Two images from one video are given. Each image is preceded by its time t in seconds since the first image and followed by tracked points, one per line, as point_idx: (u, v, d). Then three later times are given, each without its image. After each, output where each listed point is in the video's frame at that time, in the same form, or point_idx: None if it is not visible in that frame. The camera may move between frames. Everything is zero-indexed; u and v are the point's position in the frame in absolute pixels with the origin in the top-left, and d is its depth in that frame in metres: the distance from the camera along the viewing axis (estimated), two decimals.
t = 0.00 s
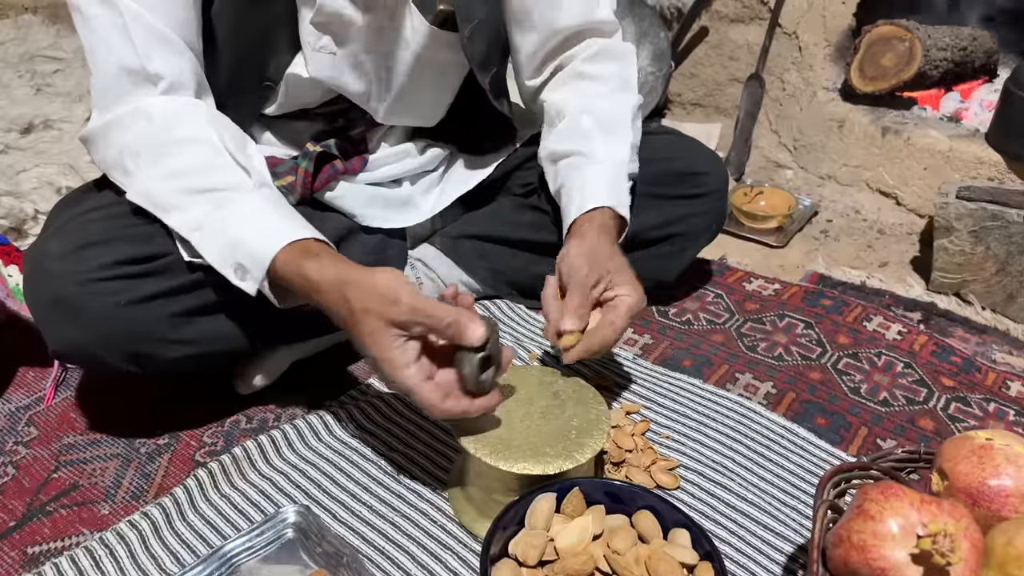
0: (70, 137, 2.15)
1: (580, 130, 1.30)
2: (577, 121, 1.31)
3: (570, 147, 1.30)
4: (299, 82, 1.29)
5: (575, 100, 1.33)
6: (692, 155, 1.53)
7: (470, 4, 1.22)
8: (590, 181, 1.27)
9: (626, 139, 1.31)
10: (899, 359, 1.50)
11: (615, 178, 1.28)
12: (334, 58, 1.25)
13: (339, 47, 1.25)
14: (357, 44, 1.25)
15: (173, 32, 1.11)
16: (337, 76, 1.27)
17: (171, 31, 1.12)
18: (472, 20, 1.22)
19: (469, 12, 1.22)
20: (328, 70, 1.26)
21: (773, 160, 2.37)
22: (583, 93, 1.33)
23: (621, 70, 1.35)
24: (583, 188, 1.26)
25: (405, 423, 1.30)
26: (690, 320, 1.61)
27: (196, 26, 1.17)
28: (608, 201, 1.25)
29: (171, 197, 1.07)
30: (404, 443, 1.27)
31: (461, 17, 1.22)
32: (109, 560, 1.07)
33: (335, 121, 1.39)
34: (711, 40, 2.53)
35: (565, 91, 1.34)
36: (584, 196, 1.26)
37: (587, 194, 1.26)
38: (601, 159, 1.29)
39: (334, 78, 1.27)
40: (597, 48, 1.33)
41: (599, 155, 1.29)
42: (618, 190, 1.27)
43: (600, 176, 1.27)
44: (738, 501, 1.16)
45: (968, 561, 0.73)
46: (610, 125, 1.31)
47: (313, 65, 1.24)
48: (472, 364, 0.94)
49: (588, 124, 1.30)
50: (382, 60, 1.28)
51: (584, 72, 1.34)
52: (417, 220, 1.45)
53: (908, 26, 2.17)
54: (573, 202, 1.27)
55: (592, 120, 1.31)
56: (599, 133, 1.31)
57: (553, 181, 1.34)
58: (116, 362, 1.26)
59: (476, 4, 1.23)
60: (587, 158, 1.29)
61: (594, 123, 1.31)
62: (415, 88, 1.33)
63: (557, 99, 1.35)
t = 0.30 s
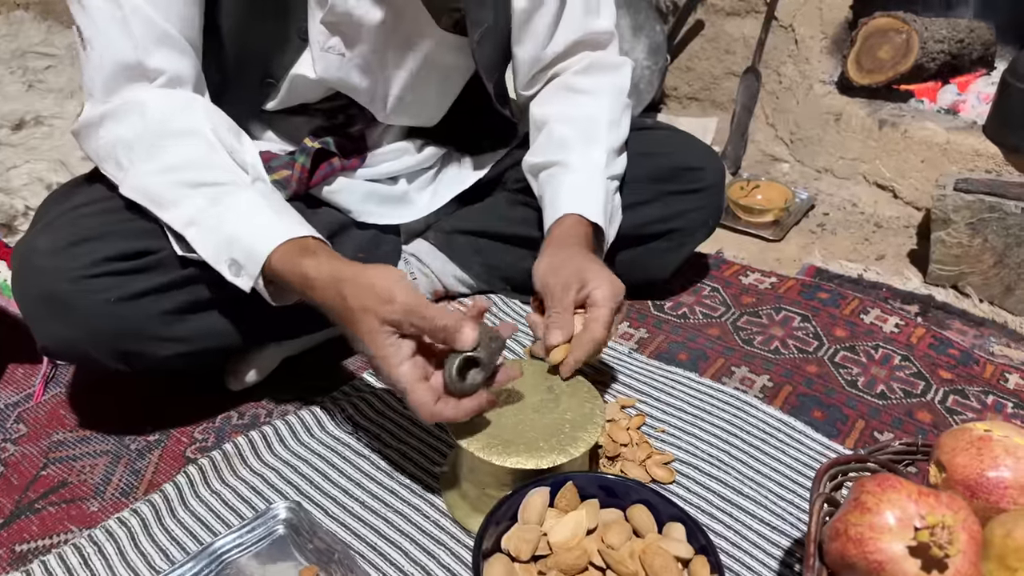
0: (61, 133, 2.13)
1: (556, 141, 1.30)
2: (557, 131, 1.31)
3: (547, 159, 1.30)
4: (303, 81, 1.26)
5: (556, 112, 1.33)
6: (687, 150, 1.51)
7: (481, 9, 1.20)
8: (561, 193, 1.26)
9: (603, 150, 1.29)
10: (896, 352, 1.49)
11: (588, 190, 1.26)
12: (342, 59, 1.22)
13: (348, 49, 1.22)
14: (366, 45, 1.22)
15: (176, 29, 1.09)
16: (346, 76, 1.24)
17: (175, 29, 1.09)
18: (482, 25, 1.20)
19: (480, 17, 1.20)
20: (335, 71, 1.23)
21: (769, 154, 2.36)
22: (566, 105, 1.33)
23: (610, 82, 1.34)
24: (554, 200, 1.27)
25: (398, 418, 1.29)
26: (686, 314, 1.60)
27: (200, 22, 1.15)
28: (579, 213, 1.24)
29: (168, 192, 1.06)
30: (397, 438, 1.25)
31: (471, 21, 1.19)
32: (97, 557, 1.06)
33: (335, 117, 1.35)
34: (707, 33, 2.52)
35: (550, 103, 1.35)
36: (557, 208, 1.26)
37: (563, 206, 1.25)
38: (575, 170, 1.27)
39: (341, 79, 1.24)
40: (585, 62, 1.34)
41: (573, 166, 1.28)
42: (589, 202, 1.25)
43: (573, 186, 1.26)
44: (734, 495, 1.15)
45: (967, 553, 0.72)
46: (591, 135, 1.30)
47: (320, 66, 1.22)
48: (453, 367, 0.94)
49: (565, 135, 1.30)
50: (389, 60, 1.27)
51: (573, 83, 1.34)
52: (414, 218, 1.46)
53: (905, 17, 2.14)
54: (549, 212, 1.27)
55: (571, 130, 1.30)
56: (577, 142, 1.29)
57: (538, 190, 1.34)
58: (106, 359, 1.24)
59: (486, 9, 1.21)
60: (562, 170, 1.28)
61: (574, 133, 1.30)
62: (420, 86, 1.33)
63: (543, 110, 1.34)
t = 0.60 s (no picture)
0: (48, 128, 2.10)
1: (539, 139, 1.27)
2: (538, 131, 1.27)
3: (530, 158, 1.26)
4: (299, 78, 1.24)
5: (540, 110, 1.30)
6: (681, 140, 1.50)
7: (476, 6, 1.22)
8: (542, 190, 1.22)
9: (584, 148, 1.25)
10: (894, 345, 1.46)
11: (569, 188, 1.21)
12: (339, 54, 1.21)
13: (345, 44, 1.21)
14: (363, 41, 1.22)
15: (167, 21, 1.07)
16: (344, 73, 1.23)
17: (166, 21, 1.07)
18: (478, 21, 1.23)
19: (475, 12, 1.23)
20: (331, 66, 1.21)
21: (766, 146, 2.33)
22: (550, 104, 1.30)
23: (595, 86, 1.31)
24: (533, 197, 1.22)
25: (387, 415, 1.27)
26: (681, 308, 1.58)
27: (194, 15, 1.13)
28: (560, 212, 1.19)
29: (169, 175, 1.03)
30: (386, 436, 1.23)
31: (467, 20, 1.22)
32: (79, 558, 1.04)
33: (329, 111, 1.33)
34: (703, 24, 2.49)
35: (534, 102, 1.32)
36: (537, 206, 1.21)
37: (543, 205, 1.21)
38: (556, 169, 1.23)
39: (336, 74, 1.22)
40: (572, 62, 1.31)
41: (554, 165, 1.24)
42: (569, 201, 1.20)
43: (551, 186, 1.22)
44: (729, 491, 1.13)
45: (967, 552, 0.70)
46: (572, 134, 1.26)
47: (316, 61, 1.20)
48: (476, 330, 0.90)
49: (547, 133, 1.26)
50: (385, 55, 1.26)
51: (558, 84, 1.31)
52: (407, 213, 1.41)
53: (901, 7, 2.12)
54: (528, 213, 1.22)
55: (553, 130, 1.27)
56: (558, 142, 1.26)
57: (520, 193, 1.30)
58: (90, 357, 1.21)
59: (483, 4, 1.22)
60: (544, 168, 1.24)
61: (555, 133, 1.26)
62: (415, 83, 1.31)
63: (527, 110, 1.31)
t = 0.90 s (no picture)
0: (38, 121, 2.07)
1: (536, 132, 1.23)
2: (537, 122, 1.24)
3: (526, 152, 1.23)
4: (297, 67, 1.21)
5: (538, 103, 1.26)
6: (680, 129, 1.46)
7: None
8: (539, 185, 1.18)
9: (582, 141, 1.22)
10: (899, 337, 1.44)
11: (566, 183, 1.18)
12: (339, 43, 1.18)
13: (346, 33, 1.18)
14: (364, 30, 1.18)
15: (168, 9, 1.03)
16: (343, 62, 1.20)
17: (168, 10, 1.03)
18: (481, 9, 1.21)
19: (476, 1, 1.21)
20: (331, 56, 1.19)
21: (767, 137, 2.30)
22: (548, 96, 1.26)
23: (594, 78, 1.28)
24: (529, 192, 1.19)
25: (381, 412, 1.24)
26: (682, 301, 1.55)
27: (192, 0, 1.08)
28: (557, 207, 1.16)
29: (174, 158, 0.99)
30: (380, 432, 1.20)
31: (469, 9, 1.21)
32: (65, 559, 1.01)
33: (325, 102, 1.31)
34: (702, 13, 2.46)
35: (531, 94, 1.28)
36: (533, 200, 1.18)
37: (540, 200, 1.17)
38: (553, 163, 1.20)
39: (336, 64, 1.20)
40: (571, 54, 1.28)
41: (551, 158, 1.20)
42: (567, 196, 1.17)
43: (549, 179, 1.18)
44: (732, 488, 1.10)
45: (983, 550, 0.67)
46: (572, 127, 1.23)
47: (316, 50, 1.17)
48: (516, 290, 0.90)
49: (544, 126, 1.23)
50: (386, 45, 1.22)
51: (558, 75, 1.27)
52: (403, 206, 1.37)
53: None
54: (524, 206, 1.19)
55: (552, 122, 1.23)
56: (558, 134, 1.22)
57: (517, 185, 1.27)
58: (76, 351, 1.18)
59: None
60: (541, 162, 1.21)
61: (554, 125, 1.23)
62: (416, 73, 1.29)
63: (525, 100, 1.28)
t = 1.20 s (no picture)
0: (35, 116, 2.07)
1: (536, 128, 1.23)
2: (537, 117, 1.23)
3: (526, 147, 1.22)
4: (302, 63, 1.20)
5: (538, 97, 1.26)
6: (679, 122, 1.46)
7: None
8: (539, 180, 1.18)
9: (583, 137, 1.21)
10: (899, 330, 1.44)
11: (566, 178, 1.17)
12: (346, 38, 1.18)
13: (352, 28, 1.18)
14: (370, 25, 1.19)
15: (170, 4, 1.02)
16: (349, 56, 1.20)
17: (169, 4, 1.02)
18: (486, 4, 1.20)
19: None
20: (338, 51, 1.19)
21: (766, 130, 2.30)
22: (548, 91, 1.26)
23: (595, 73, 1.28)
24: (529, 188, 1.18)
25: (381, 407, 1.24)
26: (682, 295, 1.55)
27: None
28: (557, 203, 1.16)
29: (175, 145, 0.99)
30: (379, 427, 1.20)
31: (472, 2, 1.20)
32: (65, 555, 1.01)
33: (328, 96, 1.30)
34: (700, 7, 2.45)
35: (531, 89, 1.28)
36: (533, 196, 1.17)
37: (540, 195, 1.17)
38: (553, 158, 1.19)
39: (342, 59, 1.20)
40: (571, 49, 1.27)
41: (552, 154, 1.20)
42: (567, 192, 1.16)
43: (550, 175, 1.18)
44: (732, 481, 1.10)
45: (983, 540, 0.67)
46: (572, 123, 1.22)
47: (323, 45, 1.18)
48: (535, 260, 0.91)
49: (545, 121, 1.23)
50: (389, 38, 1.22)
51: (559, 70, 1.27)
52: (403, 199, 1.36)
53: None
54: (524, 202, 1.19)
55: (552, 117, 1.23)
56: (558, 130, 1.22)
57: (516, 180, 1.27)
58: (76, 346, 1.18)
59: None
60: (541, 157, 1.20)
61: (554, 120, 1.23)
62: (419, 68, 1.28)
63: (525, 95, 1.27)
